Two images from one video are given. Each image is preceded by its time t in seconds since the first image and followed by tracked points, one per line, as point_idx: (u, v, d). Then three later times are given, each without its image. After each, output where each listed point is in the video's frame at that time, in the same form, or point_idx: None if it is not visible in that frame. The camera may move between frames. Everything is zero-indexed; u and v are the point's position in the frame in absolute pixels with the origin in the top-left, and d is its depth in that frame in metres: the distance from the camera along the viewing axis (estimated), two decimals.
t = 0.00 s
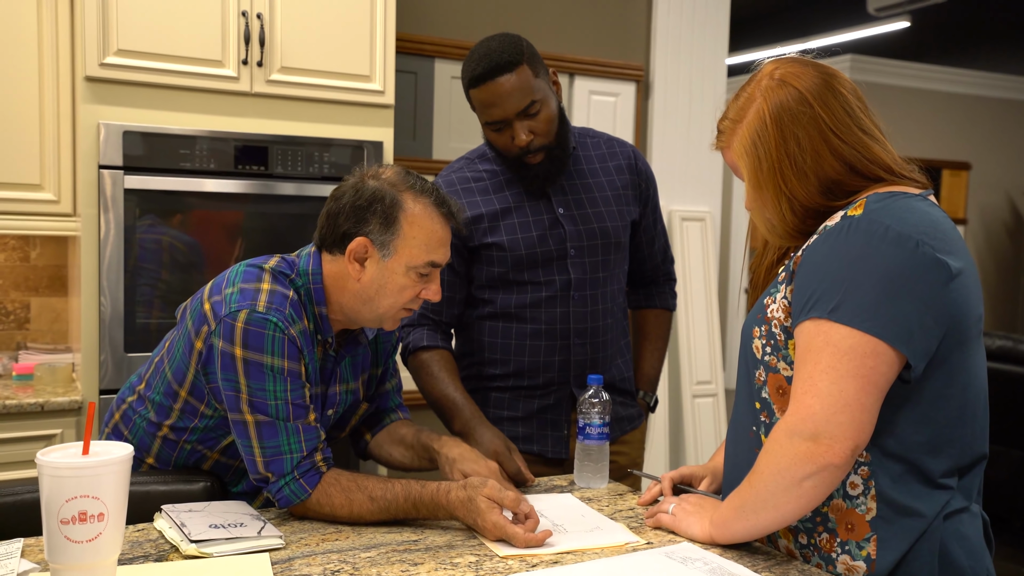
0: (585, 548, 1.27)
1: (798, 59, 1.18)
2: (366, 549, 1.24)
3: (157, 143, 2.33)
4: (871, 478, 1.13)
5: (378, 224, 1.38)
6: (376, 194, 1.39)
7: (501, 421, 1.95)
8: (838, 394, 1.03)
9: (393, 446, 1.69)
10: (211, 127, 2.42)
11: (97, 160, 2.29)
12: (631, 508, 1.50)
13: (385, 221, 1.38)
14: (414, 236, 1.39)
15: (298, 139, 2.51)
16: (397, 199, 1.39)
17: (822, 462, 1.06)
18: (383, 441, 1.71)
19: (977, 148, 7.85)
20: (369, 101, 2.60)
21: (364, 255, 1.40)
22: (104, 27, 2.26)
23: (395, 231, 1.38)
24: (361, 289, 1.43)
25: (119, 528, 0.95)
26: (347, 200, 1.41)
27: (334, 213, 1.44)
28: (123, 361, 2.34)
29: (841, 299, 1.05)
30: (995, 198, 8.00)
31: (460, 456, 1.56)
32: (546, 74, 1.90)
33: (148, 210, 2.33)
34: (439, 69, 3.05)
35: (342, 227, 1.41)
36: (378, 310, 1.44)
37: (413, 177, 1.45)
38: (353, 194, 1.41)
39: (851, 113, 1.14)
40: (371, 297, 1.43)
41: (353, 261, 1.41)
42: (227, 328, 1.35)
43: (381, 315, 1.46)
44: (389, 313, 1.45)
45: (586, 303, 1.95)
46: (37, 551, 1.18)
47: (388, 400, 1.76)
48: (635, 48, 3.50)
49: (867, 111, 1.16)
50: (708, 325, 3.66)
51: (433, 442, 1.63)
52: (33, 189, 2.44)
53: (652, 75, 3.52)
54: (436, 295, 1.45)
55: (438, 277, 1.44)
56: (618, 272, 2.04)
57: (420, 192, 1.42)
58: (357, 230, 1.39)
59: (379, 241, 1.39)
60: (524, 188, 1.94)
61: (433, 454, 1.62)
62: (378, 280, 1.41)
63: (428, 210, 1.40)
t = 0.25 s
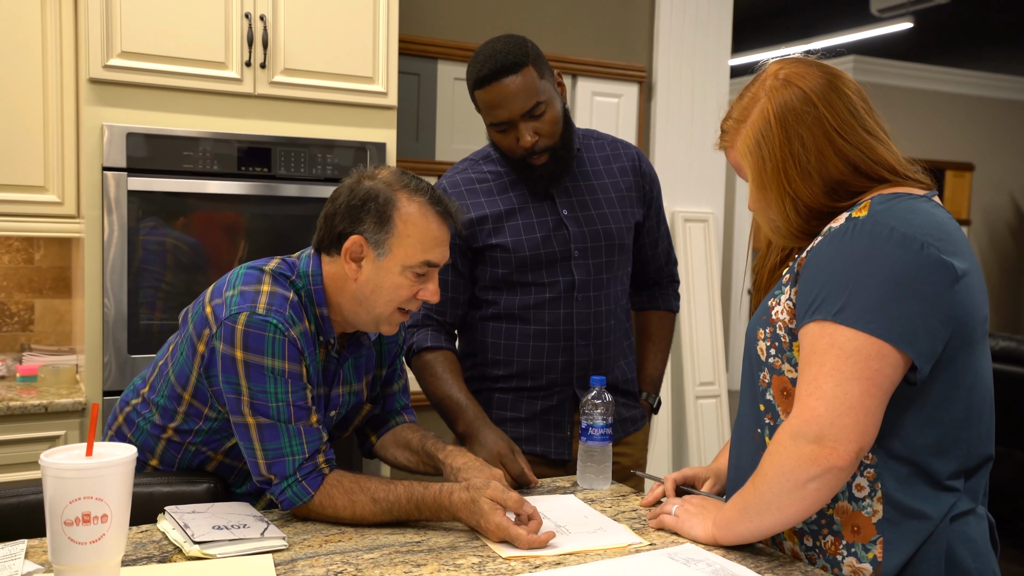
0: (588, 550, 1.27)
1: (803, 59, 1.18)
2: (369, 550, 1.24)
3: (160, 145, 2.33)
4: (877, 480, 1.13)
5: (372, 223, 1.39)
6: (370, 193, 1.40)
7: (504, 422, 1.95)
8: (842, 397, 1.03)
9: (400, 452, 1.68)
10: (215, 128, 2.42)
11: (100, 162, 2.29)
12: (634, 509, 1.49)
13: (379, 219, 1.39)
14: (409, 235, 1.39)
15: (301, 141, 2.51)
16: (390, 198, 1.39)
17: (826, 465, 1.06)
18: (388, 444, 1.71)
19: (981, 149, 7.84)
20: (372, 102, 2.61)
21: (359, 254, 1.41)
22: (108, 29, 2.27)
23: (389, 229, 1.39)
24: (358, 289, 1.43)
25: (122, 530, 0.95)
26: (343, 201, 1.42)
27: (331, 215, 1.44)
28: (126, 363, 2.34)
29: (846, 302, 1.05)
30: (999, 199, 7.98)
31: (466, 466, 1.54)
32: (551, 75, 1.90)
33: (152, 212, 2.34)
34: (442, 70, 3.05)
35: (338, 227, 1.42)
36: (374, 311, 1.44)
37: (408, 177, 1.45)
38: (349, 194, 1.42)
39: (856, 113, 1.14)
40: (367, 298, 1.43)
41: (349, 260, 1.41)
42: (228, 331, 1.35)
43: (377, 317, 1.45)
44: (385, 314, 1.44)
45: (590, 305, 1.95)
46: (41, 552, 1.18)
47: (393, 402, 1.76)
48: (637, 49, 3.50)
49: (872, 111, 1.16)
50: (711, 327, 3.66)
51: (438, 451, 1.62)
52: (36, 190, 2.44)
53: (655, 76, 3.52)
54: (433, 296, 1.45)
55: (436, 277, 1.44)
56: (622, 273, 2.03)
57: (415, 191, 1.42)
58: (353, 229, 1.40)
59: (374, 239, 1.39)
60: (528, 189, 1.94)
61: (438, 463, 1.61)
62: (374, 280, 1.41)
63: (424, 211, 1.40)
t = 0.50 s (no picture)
0: (585, 551, 1.27)
1: (802, 59, 1.18)
2: (365, 552, 1.23)
3: (156, 146, 2.33)
4: (873, 481, 1.13)
5: (363, 226, 1.39)
6: (362, 196, 1.40)
7: (501, 423, 1.94)
8: (839, 398, 1.03)
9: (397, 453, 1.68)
10: (211, 130, 2.42)
11: (96, 163, 2.29)
12: (631, 510, 1.49)
13: (370, 222, 1.38)
14: (400, 237, 1.39)
15: (297, 142, 2.51)
16: (382, 201, 1.39)
17: (822, 466, 1.06)
18: (383, 447, 1.71)
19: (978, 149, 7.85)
20: (368, 103, 2.60)
21: (350, 257, 1.41)
22: (104, 30, 2.26)
23: (381, 232, 1.38)
24: (349, 292, 1.43)
25: (117, 532, 0.95)
26: (335, 204, 1.43)
27: (323, 218, 1.45)
28: (122, 364, 2.34)
29: (844, 302, 1.05)
30: (995, 199, 7.99)
31: (463, 467, 1.54)
32: (548, 76, 1.90)
33: (148, 213, 2.33)
34: (439, 71, 3.05)
35: (329, 229, 1.42)
36: (366, 314, 1.44)
37: (400, 180, 1.45)
38: (341, 196, 1.43)
39: (854, 113, 1.14)
40: (359, 301, 1.43)
41: (341, 262, 1.41)
42: (220, 333, 1.35)
43: (368, 319, 1.45)
44: (376, 316, 1.44)
45: (587, 306, 1.95)
46: (36, 555, 1.17)
47: (387, 403, 1.76)
48: (634, 49, 3.50)
49: (871, 111, 1.16)
50: (708, 327, 3.66)
51: (435, 452, 1.61)
52: (32, 192, 2.44)
53: (652, 77, 3.52)
54: (425, 299, 1.44)
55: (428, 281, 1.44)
56: (619, 274, 2.03)
57: (407, 194, 1.42)
58: (344, 232, 1.40)
59: (366, 242, 1.39)
60: (525, 190, 1.94)
61: (435, 463, 1.61)
62: (365, 282, 1.41)
63: (416, 213, 1.40)
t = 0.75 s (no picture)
0: (582, 550, 1.27)
1: (799, 59, 1.18)
2: (361, 551, 1.23)
3: (153, 146, 2.33)
4: (870, 481, 1.12)
5: (358, 221, 1.38)
6: (356, 191, 1.40)
7: (498, 422, 1.94)
8: (863, 397, 1.00)
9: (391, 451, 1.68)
10: (208, 129, 2.42)
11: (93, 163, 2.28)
12: (628, 509, 1.49)
13: (365, 218, 1.38)
14: (395, 232, 1.38)
15: (294, 141, 2.51)
16: (376, 196, 1.39)
17: (844, 466, 1.02)
18: (378, 446, 1.70)
19: (975, 149, 7.86)
20: (365, 103, 2.60)
21: (345, 253, 1.40)
22: (100, 29, 2.26)
23: (376, 228, 1.38)
24: (346, 288, 1.43)
25: (113, 532, 0.95)
26: (328, 200, 1.42)
27: (317, 213, 1.44)
28: (118, 364, 2.33)
29: (856, 302, 1.03)
30: (992, 199, 8.01)
31: (459, 466, 1.54)
32: (545, 75, 1.90)
33: (144, 213, 2.33)
34: (436, 70, 3.05)
35: (324, 226, 1.42)
36: (363, 309, 1.44)
37: (394, 174, 1.45)
38: (335, 192, 1.42)
39: (852, 113, 1.13)
40: (356, 297, 1.43)
41: (336, 259, 1.41)
42: (216, 333, 1.35)
43: (366, 315, 1.45)
44: (374, 312, 1.44)
45: (584, 305, 1.94)
46: (31, 555, 1.17)
47: (384, 403, 1.75)
48: (632, 49, 3.50)
49: (868, 111, 1.16)
50: (706, 327, 3.66)
51: (431, 452, 1.61)
52: (28, 191, 2.43)
53: (650, 77, 3.52)
54: (422, 293, 1.44)
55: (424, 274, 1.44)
56: (617, 274, 2.03)
57: (401, 188, 1.41)
58: (339, 228, 1.40)
59: (360, 238, 1.39)
60: (522, 189, 1.93)
61: (431, 463, 1.60)
62: (361, 278, 1.41)
63: (410, 208, 1.40)
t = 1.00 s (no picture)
0: (580, 548, 1.27)
1: (789, 58, 1.18)
2: (358, 550, 1.23)
3: (149, 144, 2.32)
4: (868, 478, 1.12)
5: (356, 218, 1.38)
6: (354, 188, 1.39)
7: (496, 421, 1.94)
8: (907, 354, 0.95)
9: (387, 452, 1.68)
10: (205, 128, 2.41)
11: (89, 161, 2.28)
12: (625, 508, 1.49)
13: (363, 214, 1.38)
14: (394, 229, 1.38)
15: (290, 140, 2.50)
16: (374, 193, 1.39)
17: (890, 427, 0.95)
18: (375, 445, 1.70)
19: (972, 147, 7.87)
20: (362, 101, 2.60)
21: (344, 251, 1.40)
22: (96, 27, 2.25)
23: (374, 224, 1.38)
24: (345, 285, 1.42)
25: (109, 532, 0.94)
26: (325, 197, 1.41)
27: (313, 211, 1.43)
28: (115, 363, 2.33)
29: (883, 276, 1.00)
30: (990, 198, 8.01)
31: (456, 465, 1.54)
32: (541, 74, 1.89)
33: (141, 211, 2.32)
34: (433, 69, 3.04)
35: (321, 224, 1.41)
36: (363, 306, 1.44)
37: (391, 171, 1.45)
38: (331, 190, 1.41)
39: (844, 112, 1.14)
40: (356, 294, 1.43)
41: (334, 257, 1.41)
42: (214, 332, 1.35)
43: (367, 312, 1.45)
44: (374, 309, 1.44)
45: (581, 304, 1.94)
46: (27, 555, 1.17)
47: (382, 402, 1.75)
48: (629, 47, 3.50)
49: (860, 109, 1.16)
50: (703, 326, 3.66)
51: (428, 451, 1.61)
52: (25, 190, 2.42)
53: (647, 75, 3.51)
54: (421, 288, 1.44)
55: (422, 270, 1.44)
56: (614, 272, 2.03)
57: (398, 184, 1.41)
58: (337, 225, 1.39)
59: (359, 235, 1.38)
60: (518, 188, 1.93)
61: (427, 463, 1.60)
62: (360, 275, 1.41)
63: (408, 204, 1.40)
